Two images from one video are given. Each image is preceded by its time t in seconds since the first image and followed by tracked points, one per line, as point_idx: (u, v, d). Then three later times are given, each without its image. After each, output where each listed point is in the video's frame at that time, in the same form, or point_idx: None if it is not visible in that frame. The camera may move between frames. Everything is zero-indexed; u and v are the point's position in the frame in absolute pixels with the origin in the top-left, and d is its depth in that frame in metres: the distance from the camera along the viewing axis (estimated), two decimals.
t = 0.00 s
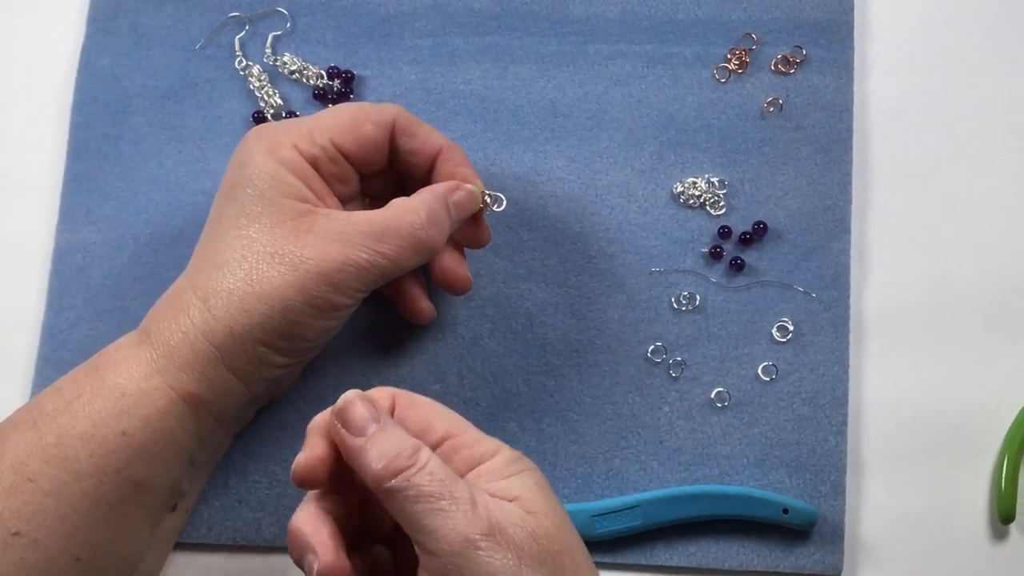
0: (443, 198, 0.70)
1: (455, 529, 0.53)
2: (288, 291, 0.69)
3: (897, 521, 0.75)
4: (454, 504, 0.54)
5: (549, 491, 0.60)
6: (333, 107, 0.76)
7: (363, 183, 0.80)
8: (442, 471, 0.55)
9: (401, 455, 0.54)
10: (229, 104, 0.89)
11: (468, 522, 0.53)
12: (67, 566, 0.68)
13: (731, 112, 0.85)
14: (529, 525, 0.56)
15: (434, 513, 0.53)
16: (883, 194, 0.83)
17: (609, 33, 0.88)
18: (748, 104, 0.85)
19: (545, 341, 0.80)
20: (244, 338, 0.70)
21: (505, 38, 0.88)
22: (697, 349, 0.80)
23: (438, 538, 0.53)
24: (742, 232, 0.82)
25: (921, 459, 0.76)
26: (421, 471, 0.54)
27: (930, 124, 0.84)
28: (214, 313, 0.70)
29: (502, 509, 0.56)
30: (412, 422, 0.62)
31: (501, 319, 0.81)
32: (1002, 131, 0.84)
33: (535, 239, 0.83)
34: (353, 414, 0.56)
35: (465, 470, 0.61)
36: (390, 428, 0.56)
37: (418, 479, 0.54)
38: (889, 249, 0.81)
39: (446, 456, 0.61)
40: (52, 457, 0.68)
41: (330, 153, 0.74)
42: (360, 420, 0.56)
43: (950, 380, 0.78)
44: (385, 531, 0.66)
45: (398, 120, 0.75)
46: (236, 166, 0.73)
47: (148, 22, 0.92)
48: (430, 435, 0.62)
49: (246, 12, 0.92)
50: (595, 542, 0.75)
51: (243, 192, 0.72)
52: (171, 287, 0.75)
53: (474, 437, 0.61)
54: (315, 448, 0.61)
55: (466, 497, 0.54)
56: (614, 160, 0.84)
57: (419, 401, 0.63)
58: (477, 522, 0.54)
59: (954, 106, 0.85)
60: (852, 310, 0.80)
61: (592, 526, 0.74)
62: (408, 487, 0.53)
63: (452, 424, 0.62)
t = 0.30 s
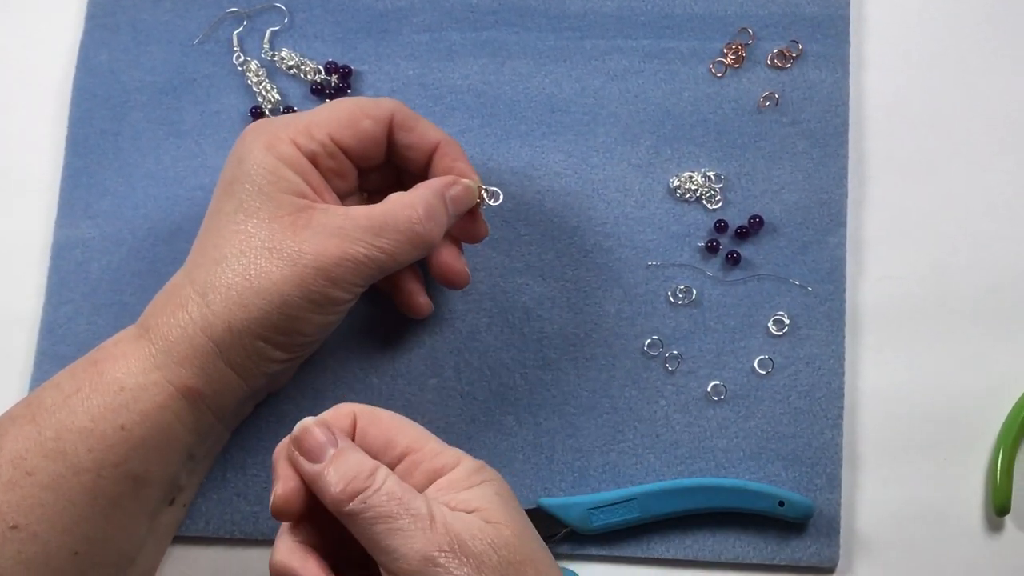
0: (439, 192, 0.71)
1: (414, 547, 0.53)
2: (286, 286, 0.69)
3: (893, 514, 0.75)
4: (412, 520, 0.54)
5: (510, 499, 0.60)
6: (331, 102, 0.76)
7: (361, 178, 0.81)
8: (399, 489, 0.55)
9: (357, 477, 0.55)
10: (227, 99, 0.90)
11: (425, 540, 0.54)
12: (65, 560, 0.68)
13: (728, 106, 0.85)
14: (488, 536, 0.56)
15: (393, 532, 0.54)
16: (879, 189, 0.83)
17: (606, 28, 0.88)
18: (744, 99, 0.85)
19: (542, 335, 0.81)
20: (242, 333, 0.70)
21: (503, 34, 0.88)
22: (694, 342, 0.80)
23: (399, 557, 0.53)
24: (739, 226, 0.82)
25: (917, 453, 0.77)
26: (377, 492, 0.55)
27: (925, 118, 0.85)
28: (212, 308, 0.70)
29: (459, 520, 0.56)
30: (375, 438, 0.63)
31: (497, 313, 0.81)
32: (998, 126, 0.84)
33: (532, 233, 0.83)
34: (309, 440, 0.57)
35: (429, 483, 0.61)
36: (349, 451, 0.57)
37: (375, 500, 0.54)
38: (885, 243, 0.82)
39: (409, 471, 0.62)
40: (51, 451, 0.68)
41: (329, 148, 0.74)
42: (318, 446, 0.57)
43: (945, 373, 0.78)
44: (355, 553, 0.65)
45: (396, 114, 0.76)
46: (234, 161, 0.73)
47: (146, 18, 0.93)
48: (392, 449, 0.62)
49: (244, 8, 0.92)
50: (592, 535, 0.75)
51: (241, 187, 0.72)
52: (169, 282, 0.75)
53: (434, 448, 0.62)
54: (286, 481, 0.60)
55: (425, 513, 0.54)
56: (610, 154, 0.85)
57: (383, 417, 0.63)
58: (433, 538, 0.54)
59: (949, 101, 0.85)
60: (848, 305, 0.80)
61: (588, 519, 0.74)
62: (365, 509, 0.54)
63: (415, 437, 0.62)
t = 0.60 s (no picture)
0: (440, 191, 0.71)
1: (401, 551, 0.54)
2: (288, 284, 0.69)
3: (890, 511, 0.76)
4: (398, 525, 0.54)
5: (496, 500, 0.60)
6: (332, 101, 0.77)
7: (362, 177, 0.81)
8: (385, 494, 0.55)
9: (342, 484, 0.55)
10: (227, 98, 0.90)
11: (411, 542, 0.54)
12: (68, 557, 0.68)
13: (726, 105, 0.85)
14: (474, 538, 0.56)
15: (380, 538, 0.54)
16: (877, 188, 0.83)
17: (605, 27, 0.88)
18: (742, 97, 0.86)
19: (542, 332, 0.81)
20: (244, 331, 0.71)
21: (502, 33, 0.89)
22: (692, 340, 0.80)
23: (386, 563, 0.54)
24: (737, 224, 0.83)
25: (914, 449, 0.77)
26: (362, 499, 0.55)
27: (922, 117, 0.85)
28: (214, 307, 0.71)
29: (445, 522, 0.56)
30: (361, 447, 0.63)
31: (497, 311, 0.82)
32: (995, 124, 0.84)
33: (531, 231, 0.84)
34: (293, 451, 0.57)
35: (416, 487, 0.62)
36: (332, 459, 0.57)
37: (360, 507, 0.55)
38: (883, 242, 0.82)
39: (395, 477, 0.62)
40: (53, 449, 0.69)
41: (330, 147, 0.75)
42: (302, 456, 0.57)
43: (943, 371, 0.79)
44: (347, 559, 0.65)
45: (397, 114, 0.76)
46: (236, 160, 0.74)
47: (147, 17, 0.93)
48: (377, 457, 0.63)
49: (244, 7, 0.92)
50: (591, 532, 0.76)
51: (243, 186, 0.72)
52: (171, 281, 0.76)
53: (419, 454, 0.62)
54: (273, 492, 0.61)
55: (410, 517, 0.55)
56: (609, 152, 0.85)
57: (367, 425, 0.64)
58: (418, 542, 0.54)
59: (947, 99, 0.85)
60: (846, 303, 0.81)
61: (587, 516, 0.74)
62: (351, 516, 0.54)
63: (400, 444, 0.63)
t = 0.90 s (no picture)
0: (439, 196, 0.71)
1: None
2: (289, 288, 0.70)
3: (887, 513, 0.76)
4: (370, 553, 0.55)
5: (469, 519, 0.61)
6: (333, 106, 0.77)
7: (363, 181, 0.81)
8: (356, 523, 0.55)
9: (312, 515, 0.55)
10: (227, 102, 0.90)
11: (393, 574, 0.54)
12: (68, 560, 0.69)
13: (724, 108, 0.86)
14: (447, 562, 0.57)
15: (354, 567, 0.54)
16: (874, 191, 0.84)
17: (603, 31, 0.89)
18: (740, 101, 0.86)
19: (540, 335, 0.81)
20: (244, 335, 0.71)
21: (501, 37, 0.89)
22: (690, 342, 0.81)
23: None
24: (734, 227, 0.83)
25: (912, 452, 0.77)
26: (333, 530, 0.55)
27: (920, 121, 0.85)
28: (215, 311, 0.71)
29: (417, 546, 0.57)
30: (330, 476, 0.63)
31: (495, 314, 0.82)
32: (993, 128, 0.85)
33: (530, 234, 0.84)
34: (261, 488, 0.55)
35: (387, 512, 0.62)
36: (301, 491, 0.56)
37: (332, 538, 0.54)
38: (881, 245, 0.82)
39: (366, 505, 0.62)
40: (54, 452, 0.69)
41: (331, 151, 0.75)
42: (270, 492, 0.55)
43: (940, 374, 0.79)
44: None
45: (398, 119, 0.76)
46: (237, 164, 0.74)
47: (147, 22, 0.93)
48: (347, 485, 0.63)
49: (244, 12, 0.93)
50: (590, 534, 0.76)
51: (244, 190, 0.72)
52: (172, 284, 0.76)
53: (388, 479, 0.63)
54: (245, 533, 0.59)
55: (383, 545, 0.55)
56: (607, 156, 0.86)
57: (334, 453, 0.64)
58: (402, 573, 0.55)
59: (944, 102, 0.86)
60: (843, 306, 0.81)
61: (585, 518, 0.75)
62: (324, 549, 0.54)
63: (369, 470, 0.63)
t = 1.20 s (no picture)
0: (442, 201, 0.72)
1: None
2: (291, 292, 0.70)
3: (886, 514, 0.76)
4: (367, 562, 0.55)
5: (467, 522, 0.62)
6: (336, 110, 0.77)
7: (365, 185, 0.82)
8: (351, 532, 0.56)
9: (308, 524, 0.55)
10: (229, 106, 0.91)
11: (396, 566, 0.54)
12: (72, 562, 0.69)
13: (723, 111, 0.86)
14: (444, 567, 0.57)
15: None
16: (873, 193, 0.84)
17: (603, 34, 0.89)
18: (740, 104, 0.86)
19: (541, 337, 0.82)
20: (247, 338, 0.71)
21: (501, 40, 0.89)
22: (690, 344, 0.81)
23: None
24: (734, 230, 0.83)
25: (911, 453, 0.78)
26: (329, 540, 0.55)
27: (918, 123, 0.86)
28: (218, 315, 0.71)
29: (414, 552, 0.57)
30: (327, 484, 0.64)
31: (496, 316, 0.82)
32: (991, 130, 0.85)
33: (530, 237, 0.84)
34: (256, 499, 0.56)
35: (385, 518, 0.63)
36: (297, 501, 0.57)
37: (327, 548, 0.55)
38: (880, 247, 0.83)
39: (364, 511, 0.63)
40: (57, 455, 0.69)
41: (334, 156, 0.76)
42: (265, 503, 0.56)
43: (939, 375, 0.79)
44: None
45: (400, 123, 0.77)
46: (240, 168, 0.75)
47: (149, 25, 0.94)
48: (343, 493, 0.63)
49: (245, 15, 0.93)
50: (590, 535, 0.76)
51: (247, 194, 0.73)
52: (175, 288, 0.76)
53: (385, 486, 0.63)
54: (243, 544, 0.60)
55: (379, 552, 0.56)
56: (607, 158, 0.86)
57: (330, 460, 0.64)
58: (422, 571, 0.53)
59: (943, 105, 0.86)
60: (842, 308, 0.81)
61: (586, 520, 0.75)
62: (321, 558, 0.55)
63: (366, 477, 0.63)
